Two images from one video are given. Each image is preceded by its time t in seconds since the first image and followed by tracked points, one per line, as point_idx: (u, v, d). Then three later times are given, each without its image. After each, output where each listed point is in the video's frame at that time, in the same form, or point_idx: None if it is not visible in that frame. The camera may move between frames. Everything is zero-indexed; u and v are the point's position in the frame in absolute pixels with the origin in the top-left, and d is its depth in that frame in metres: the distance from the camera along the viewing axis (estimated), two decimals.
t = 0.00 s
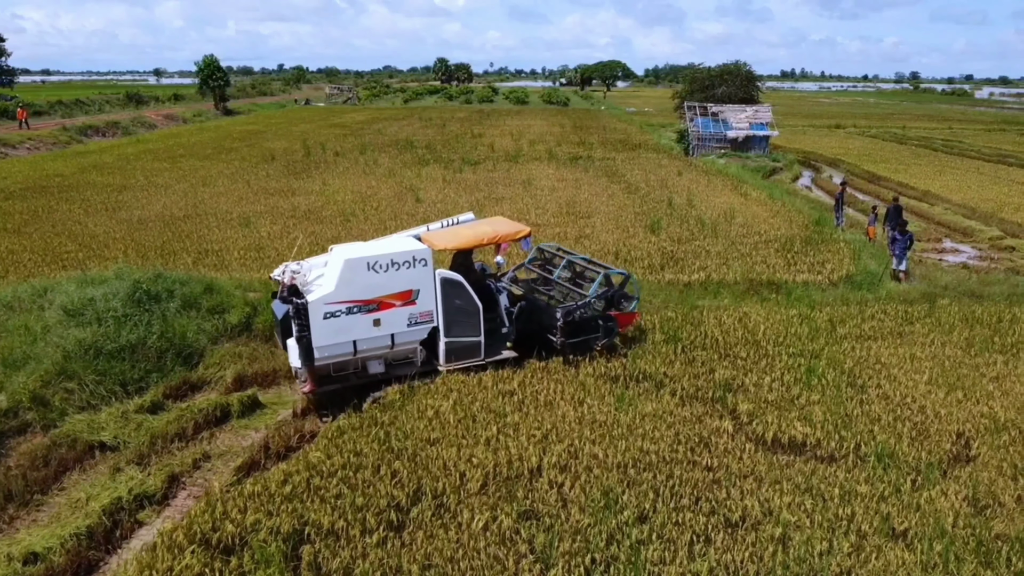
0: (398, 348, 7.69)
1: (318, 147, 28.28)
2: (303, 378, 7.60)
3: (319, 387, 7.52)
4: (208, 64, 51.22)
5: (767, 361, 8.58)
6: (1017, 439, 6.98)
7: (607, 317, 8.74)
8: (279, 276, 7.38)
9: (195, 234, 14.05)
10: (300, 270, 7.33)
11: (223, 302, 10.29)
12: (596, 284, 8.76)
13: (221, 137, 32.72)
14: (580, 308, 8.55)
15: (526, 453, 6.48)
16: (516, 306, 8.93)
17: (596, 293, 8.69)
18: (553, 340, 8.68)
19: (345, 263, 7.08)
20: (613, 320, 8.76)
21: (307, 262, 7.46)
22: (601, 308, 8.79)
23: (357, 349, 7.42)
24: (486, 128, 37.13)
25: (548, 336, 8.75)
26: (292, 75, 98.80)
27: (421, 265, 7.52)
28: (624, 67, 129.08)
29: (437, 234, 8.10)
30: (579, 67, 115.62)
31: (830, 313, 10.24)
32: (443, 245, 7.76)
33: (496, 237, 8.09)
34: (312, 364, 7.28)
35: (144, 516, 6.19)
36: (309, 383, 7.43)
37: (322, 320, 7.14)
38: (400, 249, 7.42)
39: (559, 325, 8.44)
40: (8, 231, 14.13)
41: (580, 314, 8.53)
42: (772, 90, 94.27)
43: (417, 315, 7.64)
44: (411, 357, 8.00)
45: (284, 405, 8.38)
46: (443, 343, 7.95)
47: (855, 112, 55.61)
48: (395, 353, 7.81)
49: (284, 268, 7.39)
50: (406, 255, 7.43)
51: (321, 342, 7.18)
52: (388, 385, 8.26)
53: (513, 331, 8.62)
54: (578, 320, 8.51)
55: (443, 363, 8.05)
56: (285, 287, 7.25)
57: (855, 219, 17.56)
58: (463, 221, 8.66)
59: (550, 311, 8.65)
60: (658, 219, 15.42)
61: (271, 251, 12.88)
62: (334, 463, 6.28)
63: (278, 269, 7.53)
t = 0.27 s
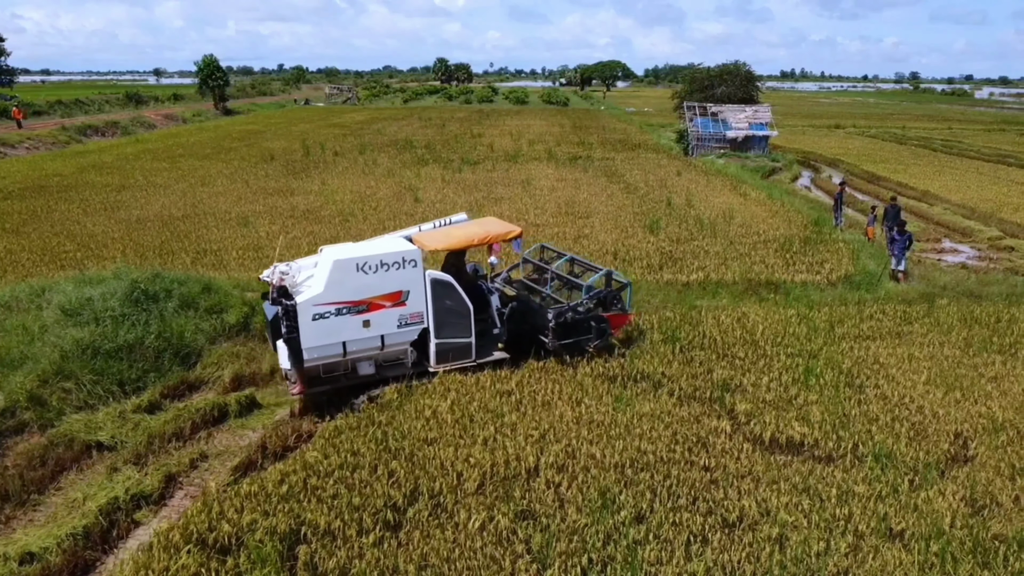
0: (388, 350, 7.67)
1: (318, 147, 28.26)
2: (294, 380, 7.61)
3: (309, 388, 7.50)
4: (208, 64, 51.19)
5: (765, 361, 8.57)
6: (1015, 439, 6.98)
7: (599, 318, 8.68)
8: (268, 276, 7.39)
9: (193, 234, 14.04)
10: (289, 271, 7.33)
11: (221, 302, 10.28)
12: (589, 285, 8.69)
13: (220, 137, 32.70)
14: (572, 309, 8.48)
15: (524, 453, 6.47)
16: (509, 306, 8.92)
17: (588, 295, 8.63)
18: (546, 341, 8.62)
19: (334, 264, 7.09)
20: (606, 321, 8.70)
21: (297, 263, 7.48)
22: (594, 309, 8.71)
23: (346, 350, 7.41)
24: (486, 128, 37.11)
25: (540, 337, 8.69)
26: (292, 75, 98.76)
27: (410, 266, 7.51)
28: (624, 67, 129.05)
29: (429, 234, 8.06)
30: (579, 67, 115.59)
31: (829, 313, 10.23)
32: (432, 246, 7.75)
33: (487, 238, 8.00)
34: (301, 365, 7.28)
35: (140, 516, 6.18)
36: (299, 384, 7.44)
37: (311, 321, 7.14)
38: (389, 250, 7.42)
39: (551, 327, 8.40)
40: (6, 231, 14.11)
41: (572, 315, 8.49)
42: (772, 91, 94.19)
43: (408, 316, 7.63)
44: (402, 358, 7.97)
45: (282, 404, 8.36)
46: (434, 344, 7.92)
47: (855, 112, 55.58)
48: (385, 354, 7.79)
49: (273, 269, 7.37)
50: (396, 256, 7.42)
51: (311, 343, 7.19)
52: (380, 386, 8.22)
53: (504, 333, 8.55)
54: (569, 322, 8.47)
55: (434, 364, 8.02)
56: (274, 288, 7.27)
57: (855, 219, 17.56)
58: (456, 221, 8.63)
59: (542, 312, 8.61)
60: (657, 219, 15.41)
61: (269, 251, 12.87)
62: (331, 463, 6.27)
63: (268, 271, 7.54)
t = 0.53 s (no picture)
0: (378, 351, 7.63)
1: (318, 147, 28.26)
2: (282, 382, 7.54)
3: (298, 391, 7.44)
4: (208, 64, 51.19)
5: (765, 361, 8.57)
6: (1014, 439, 6.98)
7: (591, 319, 8.61)
8: (257, 278, 7.35)
9: (193, 234, 14.03)
10: (277, 274, 7.31)
11: (220, 302, 10.28)
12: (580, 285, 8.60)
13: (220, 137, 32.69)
14: (562, 310, 8.42)
15: (523, 453, 6.47)
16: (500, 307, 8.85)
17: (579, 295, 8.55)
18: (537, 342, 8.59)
19: (323, 266, 7.04)
20: (597, 322, 8.61)
21: (286, 265, 7.42)
22: (586, 310, 8.63)
23: (335, 352, 7.36)
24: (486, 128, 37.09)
25: (532, 338, 8.65)
26: (292, 75, 98.70)
27: (400, 267, 7.46)
28: (624, 67, 129.00)
29: (419, 235, 8.07)
30: (579, 67, 115.56)
31: (828, 313, 10.23)
32: (422, 248, 7.75)
33: (476, 239, 8.05)
34: (290, 367, 7.22)
35: (140, 516, 6.18)
36: (288, 387, 7.37)
37: (300, 323, 7.09)
38: (379, 251, 7.36)
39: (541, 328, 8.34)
40: (5, 231, 14.10)
41: (563, 316, 8.42)
42: (771, 91, 94.17)
43: (397, 318, 7.58)
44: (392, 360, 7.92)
45: (281, 405, 8.36)
46: (424, 345, 7.88)
47: (855, 112, 55.57)
48: (375, 356, 7.74)
49: (262, 272, 7.34)
50: (385, 257, 7.37)
51: (299, 345, 7.13)
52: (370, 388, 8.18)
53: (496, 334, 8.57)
54: (560, 322, 8.41)
55: (424, 366, 7.98)
56: (262, 292, 7.24)
57: (854, 219, 17.56)
58: (448, 222, 8.68)
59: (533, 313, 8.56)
60: (657, 219, 15.41)
61: (269, 251, 12.87)
62: (330, 463, 6.27)
63: (256, 273, 7.48)
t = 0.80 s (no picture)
0: (363, 354, 7.54)
1: (318, 147, 28.27)
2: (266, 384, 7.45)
3: (282, 393, 7.35)
4: (207, 64, 51.21)
5: (765, 361, 8.57)
6: (1015, 438, 6.98)
7: (580, 322, 8.51)
8: (241, 279, 7.22)
9: (193, 234, 14.04)
10: (262, 275, 7.18)
11: (220, 303, 10.29)
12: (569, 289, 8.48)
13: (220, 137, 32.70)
14: (550, 314, 8.32)
15: (522, 453, 6.47)
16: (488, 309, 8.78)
17: (568, 299, 8.42)
18: (524, 345, 8.50)
19: (307, 267, 6.94)
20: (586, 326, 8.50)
21: (271, 266, 7.33)
22: (574, 314, 8.51)
23: (320, 354, 7.27)
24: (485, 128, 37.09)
25: (519, 341, 8.56)
26: (292, 75, 98.70)
27: (386, 269, 7.37)
28: (624, 67, 129.01)
29: (406, 237, 8.03)
30: (579, 67, 115.55)
31: (828, 313, 10.23)
32: (407, 249, 7.70)
33: (463, 241, 7.98)
34: (274, 369, 7.12)
35: (140, 516, 6.18)
36: (272, 389, 7.29)
37: (284, 325, 6.99)
38: (364, 253, 7.27)
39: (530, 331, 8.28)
40: (5, 231, 14.10)
41: (551, 319, 8.34)
42: (771, 91, 94.26)
43: (383, 320, 7.48)
44: (377, 363, 7.83)
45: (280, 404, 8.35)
46: (410, 348, 7.79)
47: (856, 113, 55.59)
48: (360, 358, 7.64)
49: (245, 273, 7.19)
50: (371, 259, 7.28)
51: (283, 347, 7.04)
52: (356, 390, 8.08)
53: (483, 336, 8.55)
54: (548, 326, 8.33)
55: (410, 369, 7.88)
56: (247, 292, 7.04)
57: (854, 219, 17.56)
58: (437, 224, 8.64)
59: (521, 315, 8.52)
60: (656, 220, 15.42)
61: (268, 251, 12.88)
62: (330, 463, 6.28)
63: (239, 274, 7.35)
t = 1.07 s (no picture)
0: (347, 356, 7.42)
1: (318, 147, 28.27)
2: (249, 387, 7.32)
3: (265, 396, 7.22)
4: (207, 64, 51.21)
5: (765, 361, 8.57)
6: (1016, 439, 6.98)
7: (566, 324, 8.52)
8: (222, 282, 7.09)
9: (193, 234, 14.03)
10: (244, 277, 7.05)
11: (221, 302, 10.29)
12: (555, 291, 8.44)
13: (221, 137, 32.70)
14: (537, 316, 8.27)
15: (524, 453, 6.47)
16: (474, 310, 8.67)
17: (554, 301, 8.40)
18: (510, 348, 8.45)
19: (289, 269, 6.83)
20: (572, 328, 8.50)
21: (253, 269, 7.22)
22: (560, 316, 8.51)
23: (303, 357, 7.15)
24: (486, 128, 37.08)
25: (505, 344, 8.50)
26: (292, 75, 98.69)
27: (370, 271, 7.26)
28: (624, 67, 129.01)
29: (391, 239, 7.90)
30: (579, 67, 115.59)
31: (829, 313, 10.23)
32: (391, 251, 7.56)
33: (448, 242, 7.84)
34: (256, 372, 7.00)
35: (141, 516, 6.18)
36: (254, 392, 7.16)
37: (266, 327, 6.87)
38: (348, 254, 7.16)
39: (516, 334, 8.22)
40: (6, 231, 14.09)
41: (538, 322, 8.29)
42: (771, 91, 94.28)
43: (367, 323, 7.37)
44: (362, 366, 7.70)
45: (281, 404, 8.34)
46: (395, 351, 7.65)
47: (856, 113, 55.60)
48: (344, 361, 7.52)
49: (226, 276, 7.07)
50: (355, 261, 7.17)
51: (265, 350, 6.91)
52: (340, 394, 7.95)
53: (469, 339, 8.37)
54: (534, 329, 8.29)
55: (395, 372, 7.74)
56: (228, 295, 6.90)
57: (854, 219, 17.57)
58: (423, 226, 8.50)
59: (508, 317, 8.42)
60: (657, 220, 15.42)
61: (269, 251, 12.88)
62: (331, 463, 6.27)
63: (221, 276, 7.23)
